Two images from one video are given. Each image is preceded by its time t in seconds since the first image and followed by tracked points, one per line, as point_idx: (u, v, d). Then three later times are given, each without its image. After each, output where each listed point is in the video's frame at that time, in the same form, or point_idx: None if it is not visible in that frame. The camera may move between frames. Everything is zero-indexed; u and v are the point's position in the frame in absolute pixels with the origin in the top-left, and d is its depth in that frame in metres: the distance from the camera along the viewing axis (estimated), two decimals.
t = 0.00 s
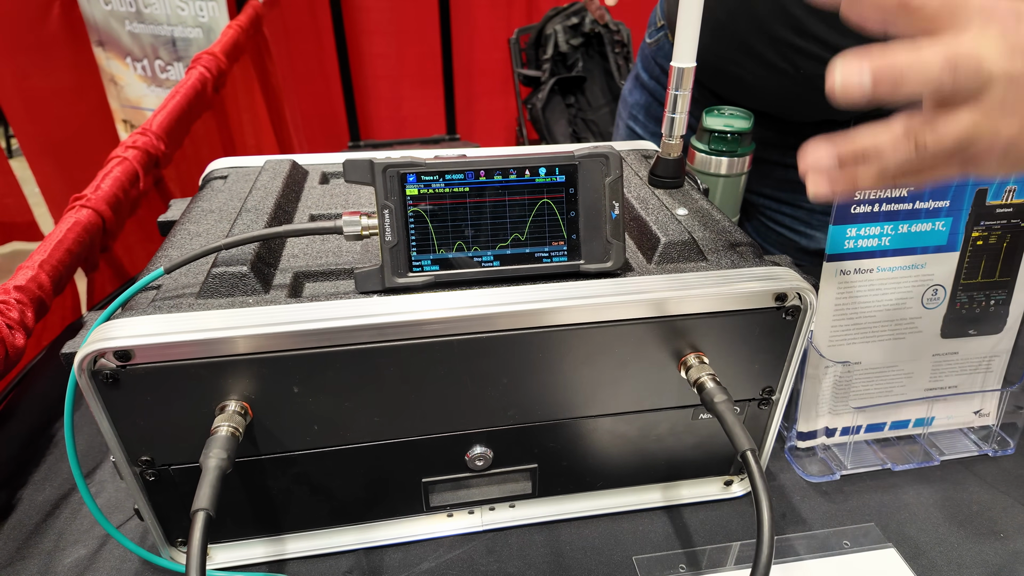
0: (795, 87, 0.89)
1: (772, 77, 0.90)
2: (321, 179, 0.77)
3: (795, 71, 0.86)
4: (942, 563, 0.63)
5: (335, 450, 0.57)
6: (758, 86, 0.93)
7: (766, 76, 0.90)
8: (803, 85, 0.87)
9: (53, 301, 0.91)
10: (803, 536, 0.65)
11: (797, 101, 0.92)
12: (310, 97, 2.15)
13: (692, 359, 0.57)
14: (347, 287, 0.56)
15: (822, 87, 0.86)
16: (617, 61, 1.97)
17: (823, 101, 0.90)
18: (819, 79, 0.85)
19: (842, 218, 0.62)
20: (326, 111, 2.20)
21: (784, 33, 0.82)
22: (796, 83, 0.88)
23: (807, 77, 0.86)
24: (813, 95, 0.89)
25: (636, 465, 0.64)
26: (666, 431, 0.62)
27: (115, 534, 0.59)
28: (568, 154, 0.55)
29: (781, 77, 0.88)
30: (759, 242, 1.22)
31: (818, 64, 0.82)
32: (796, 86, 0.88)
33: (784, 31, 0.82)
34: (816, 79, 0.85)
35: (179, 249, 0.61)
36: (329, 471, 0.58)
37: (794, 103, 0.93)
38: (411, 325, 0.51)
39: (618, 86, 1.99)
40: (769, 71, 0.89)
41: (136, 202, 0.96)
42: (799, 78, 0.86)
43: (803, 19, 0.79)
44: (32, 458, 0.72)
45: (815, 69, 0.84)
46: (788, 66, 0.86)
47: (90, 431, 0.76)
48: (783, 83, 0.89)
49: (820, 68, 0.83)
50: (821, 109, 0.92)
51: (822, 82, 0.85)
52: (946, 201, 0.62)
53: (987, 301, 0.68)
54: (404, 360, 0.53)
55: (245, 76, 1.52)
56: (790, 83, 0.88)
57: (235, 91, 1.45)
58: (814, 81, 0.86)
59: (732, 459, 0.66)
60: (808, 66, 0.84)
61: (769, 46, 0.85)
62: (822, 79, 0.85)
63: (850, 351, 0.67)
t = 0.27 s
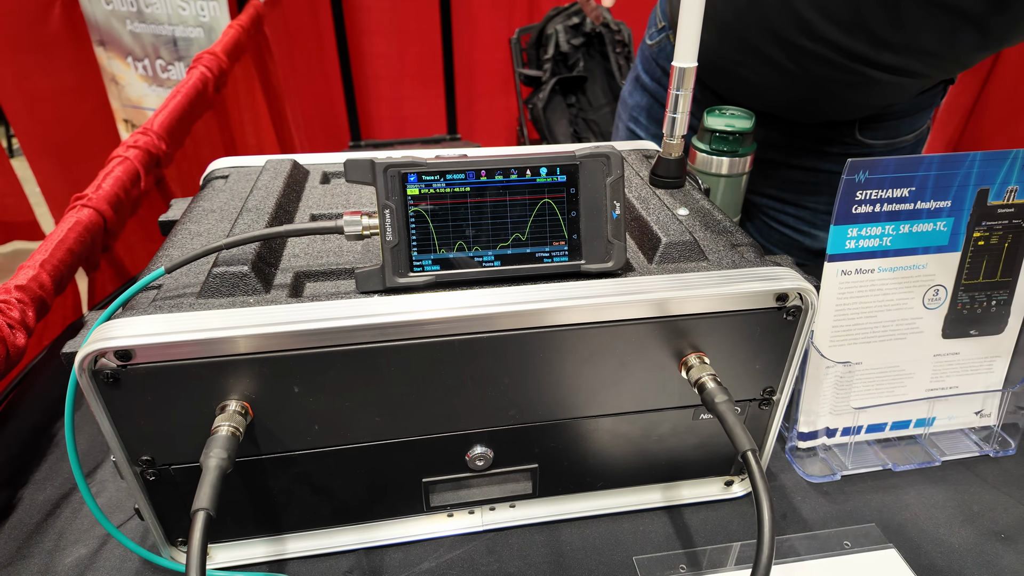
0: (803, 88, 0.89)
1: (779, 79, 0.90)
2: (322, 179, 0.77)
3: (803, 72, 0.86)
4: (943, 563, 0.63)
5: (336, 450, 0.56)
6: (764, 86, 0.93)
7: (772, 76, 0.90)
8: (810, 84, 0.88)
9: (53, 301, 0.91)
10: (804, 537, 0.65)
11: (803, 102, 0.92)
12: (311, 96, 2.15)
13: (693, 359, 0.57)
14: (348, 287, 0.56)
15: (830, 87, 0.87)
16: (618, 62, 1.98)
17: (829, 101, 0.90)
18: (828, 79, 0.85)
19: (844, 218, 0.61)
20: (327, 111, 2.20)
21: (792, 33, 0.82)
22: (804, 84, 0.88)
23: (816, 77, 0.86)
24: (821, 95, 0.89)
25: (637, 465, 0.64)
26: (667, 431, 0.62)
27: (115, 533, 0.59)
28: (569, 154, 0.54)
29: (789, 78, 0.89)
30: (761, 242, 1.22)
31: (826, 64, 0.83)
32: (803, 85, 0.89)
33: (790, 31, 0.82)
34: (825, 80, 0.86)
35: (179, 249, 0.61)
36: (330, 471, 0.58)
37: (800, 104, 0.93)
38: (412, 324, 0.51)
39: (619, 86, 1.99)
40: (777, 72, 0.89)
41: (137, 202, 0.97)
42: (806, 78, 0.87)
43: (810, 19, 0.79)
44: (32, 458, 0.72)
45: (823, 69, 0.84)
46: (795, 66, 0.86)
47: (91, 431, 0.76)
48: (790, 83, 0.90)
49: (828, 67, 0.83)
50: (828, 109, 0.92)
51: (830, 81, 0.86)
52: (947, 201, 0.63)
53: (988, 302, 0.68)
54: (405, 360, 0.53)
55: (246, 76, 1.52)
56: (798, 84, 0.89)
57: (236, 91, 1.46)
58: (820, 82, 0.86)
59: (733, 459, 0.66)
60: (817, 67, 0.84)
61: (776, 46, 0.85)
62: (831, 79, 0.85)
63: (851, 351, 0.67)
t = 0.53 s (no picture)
0: (808, 89, 0.89)
1: (782, 78, 0.90)
2: (321, 179, 0.77)
3: (807, 71, 0.86)
4: (942, 564, 0.63)
5: (334, 449, 0.56)
6: (768, 86, 0.93)
7: (775, 76, 0.90)
8: (814, 84, 0.88)
9: (52, 300, 0.91)
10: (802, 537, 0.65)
11: (807, 102, 0.92)
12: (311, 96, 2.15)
13: (691, 358, 0.57)
14: (346, 287, 0.56)
15: (833, 86, 0.86)
16: (618, 62, 1.98)
17: (833, 101, 0.90)
18: (832, 79, 0.85)
19: (843, 218, 0.61)
20: (327, 111, 2.20)
21: (795, 32, 0.82)
22: (809, 84, 0.88)
23: (819, 76, 0.86)
24: (825, 95, 0.89)
25: (636, 465, 0.64)
26: (666, 431, 0.62)
27: (114, 533, 0.59)
28: (567, 154, 0.54)
29: (794, 77, 0.89)
30: (761, 242, 1.22)
31: (831, 64, 0.83)
32: (807, 85, 0.88)
33: (793, 30, 0.82)
34: (829, 79, 0.85)
35: (178, 249, 0.61)
36: (329, 471, 0.58)
37: (803, 104, 0.93)
38: (410, 324, 0.51)
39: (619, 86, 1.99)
40: (780, 72, 0.89)
41: (137, 202, 0.97)
42: (810, 78, 0.87)
43: (813, 18, 0.79)
44: (31, 457, 0.72)
45: (827, 68, 0.84)
46: (798, 65, 0.86)
47: (90, 430, 0.76)
48: (793, 83, 0.90)
49: (832, 66, 0.83)
50: (832, 109, 0.92)
51: (833, 80, 0.86)
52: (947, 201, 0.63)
53: (987, 301, 0.68)
54: (402, 359, 0.53)
55: (246, 76, 1.52)
56: (802, 83, 0.89)
57: (236, 91, 1.46)
58: (825, 80, 0.86)
59: (731, 459, 0.66)
60: (821, 66, 0.84)
61: (779, 45, 0.85)
62: (835, 78, 0.85)
63: (850, 351, 0.67)
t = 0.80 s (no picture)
0: (811, 89, 0.89)
1: (784, 78, 0.90)
2: (321, 177, 0.77)
3: (809, 71, 0.86)
4: (941, 562, 0.63)
5: (334, 447, 0.57)
6: (769, 86, 0.93)
7: (777, 76, 0.90)
8: (816, 84, 0.88)
9: (53, 299, 0.91)
10: (802, 535, 0.65)
11: (809, 102, 0.92)
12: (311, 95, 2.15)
13: (690, 357, 0.57)
14: (346, 285, 0.56)
15: (835, 87, 0.86)
16: (619, 61, 1.98)
17: (835, 101, 0.90)
18: (834, 78, 0.85)
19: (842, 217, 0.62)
20: (327, 110, 2.20)
21: (798, 31, 0.82)
22: (810, 84, 0.88)
23: (820, 75, 0.86)
24: (827, 95, 0.89)
25: (635, 463, 0.64)
26: (665, 430, 0.62)
27: (114, 530, 0.59)
28: (567, 152, 0.54)
29: (794, 77, 0.89)
30: (762, 242, 1.22)
31: (834, 63, 0.83)
32: (810, 85, 0.89)
33: (795, 29, 0.82)
34: (830, 79, 0.86)
35: (178, 247, 0.61)
36: (329, 469, 0.58)
37: (805, 103, 0.93)
38: (410, 322, 0.51)
39: (620, 86, 1.99)
40: (781, 71, 0.89)
41: (137, 200, 0.97)
42: (812, 77, 0.87)
43: (815, 18, 0.79)
44: (32, 455, 0.72)
45: (829, 68, 0.84)
46: (799, 65, 0.86)
47: (90, 429, 0.76)
48: (795, 83, 0.90)
49: (834, 66, 0.83)
50: (834, 109, 0.92)
51: (835, 80, 0.86)
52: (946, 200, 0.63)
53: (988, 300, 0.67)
54: (402, 357, 0.53)
55: (246, 75, 1.52)
56: (804, 83, 0.89)
57: (236, 90, 1.46)
58: (825, 80, 0.86)
59: (731, 458, 0.66)
60: (823, 66, 0.84)
61: (782, 45, 0.85)
62: (837, 77, 0.85)
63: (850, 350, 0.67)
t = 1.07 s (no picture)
0: (813, 88, 0.89)
1: (785, 77, 0.90)
2: (322, 176, 0.77)
3: (811, 71, 0.86)
4: (941, 561, 0.63)
5: (335, 446, 0.57)
6: (771, 86, 0.93)
7: (779, 75, 0.90)
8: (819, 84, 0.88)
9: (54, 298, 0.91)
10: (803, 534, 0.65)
11: (811, 102, 0.92)
12: (312, 95, 2.15)
13: (691, 356, 0.57)
14: (347, 284, 0.56)
15: (837, 87, 0.86)
16: (619, 61, 1.97)
17: (837, 101, 0.90)
18: (836, 78, 0.85)
19: (843, 216, 0.62)
20: (328, 109, 2.20)
21: (800, 31, 0.82)
22: (812, 83, 0.88)
23: (822, 75, 0.86)
24: (829, 95, 0.89)
25: (636, 462, 0.64)
26: (666, 428, 0.62)
27: (114, 529, 0.59)
28: (568, 150, 0.55)
29: (796, 77, 0.89)
30: (763, 242, 1.22)
31: (836, 64, 0.83)
32: (812, 85, 0.89)
33: (797, 29, 0.82)
34: (833, 79, 0.86)
35: (179, 246, 0.61)
36: (330, 467, 0.58)
37: (806, 103, 0.93)
38: (412, 320, 0.51)
39: (620, 85, 1.99)
40: (782, 71, 0.89)
41: (138, 199, 0.97)
42: (815, 77, 0.87)
43: (818, 17, 0.79)
44: (32, 454, 0.72)
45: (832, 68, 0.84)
46: (802, 65, 0.86)
47: (91, 427, 0.76)
48: (797, 82, 0.89)
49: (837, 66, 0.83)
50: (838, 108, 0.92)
51: (837, 80, 0.86)
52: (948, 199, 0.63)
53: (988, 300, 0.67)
54: (403, 356, 0.53)
55: (247, 75, 1.52)
56: (807, 83, 0.89)
57: (237, 89, 1.46)
58: (828, 80, 0.86)
59: (731, 457, 0.66)
60: (825, 66, 0.84)
61: (784, 45, 0.85)
62: (839, 77, 0.85)
63: (851, 350, 0.67)
